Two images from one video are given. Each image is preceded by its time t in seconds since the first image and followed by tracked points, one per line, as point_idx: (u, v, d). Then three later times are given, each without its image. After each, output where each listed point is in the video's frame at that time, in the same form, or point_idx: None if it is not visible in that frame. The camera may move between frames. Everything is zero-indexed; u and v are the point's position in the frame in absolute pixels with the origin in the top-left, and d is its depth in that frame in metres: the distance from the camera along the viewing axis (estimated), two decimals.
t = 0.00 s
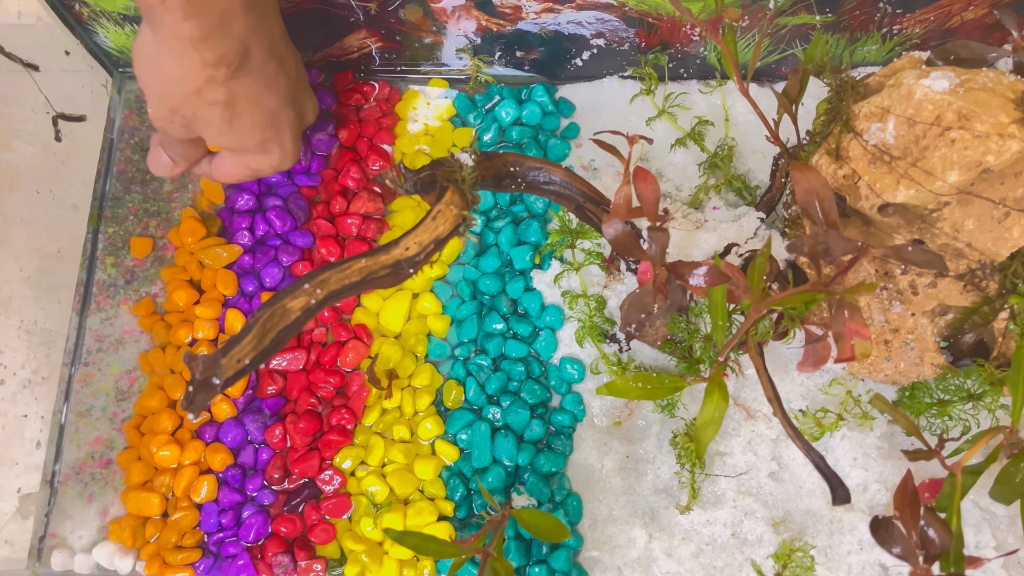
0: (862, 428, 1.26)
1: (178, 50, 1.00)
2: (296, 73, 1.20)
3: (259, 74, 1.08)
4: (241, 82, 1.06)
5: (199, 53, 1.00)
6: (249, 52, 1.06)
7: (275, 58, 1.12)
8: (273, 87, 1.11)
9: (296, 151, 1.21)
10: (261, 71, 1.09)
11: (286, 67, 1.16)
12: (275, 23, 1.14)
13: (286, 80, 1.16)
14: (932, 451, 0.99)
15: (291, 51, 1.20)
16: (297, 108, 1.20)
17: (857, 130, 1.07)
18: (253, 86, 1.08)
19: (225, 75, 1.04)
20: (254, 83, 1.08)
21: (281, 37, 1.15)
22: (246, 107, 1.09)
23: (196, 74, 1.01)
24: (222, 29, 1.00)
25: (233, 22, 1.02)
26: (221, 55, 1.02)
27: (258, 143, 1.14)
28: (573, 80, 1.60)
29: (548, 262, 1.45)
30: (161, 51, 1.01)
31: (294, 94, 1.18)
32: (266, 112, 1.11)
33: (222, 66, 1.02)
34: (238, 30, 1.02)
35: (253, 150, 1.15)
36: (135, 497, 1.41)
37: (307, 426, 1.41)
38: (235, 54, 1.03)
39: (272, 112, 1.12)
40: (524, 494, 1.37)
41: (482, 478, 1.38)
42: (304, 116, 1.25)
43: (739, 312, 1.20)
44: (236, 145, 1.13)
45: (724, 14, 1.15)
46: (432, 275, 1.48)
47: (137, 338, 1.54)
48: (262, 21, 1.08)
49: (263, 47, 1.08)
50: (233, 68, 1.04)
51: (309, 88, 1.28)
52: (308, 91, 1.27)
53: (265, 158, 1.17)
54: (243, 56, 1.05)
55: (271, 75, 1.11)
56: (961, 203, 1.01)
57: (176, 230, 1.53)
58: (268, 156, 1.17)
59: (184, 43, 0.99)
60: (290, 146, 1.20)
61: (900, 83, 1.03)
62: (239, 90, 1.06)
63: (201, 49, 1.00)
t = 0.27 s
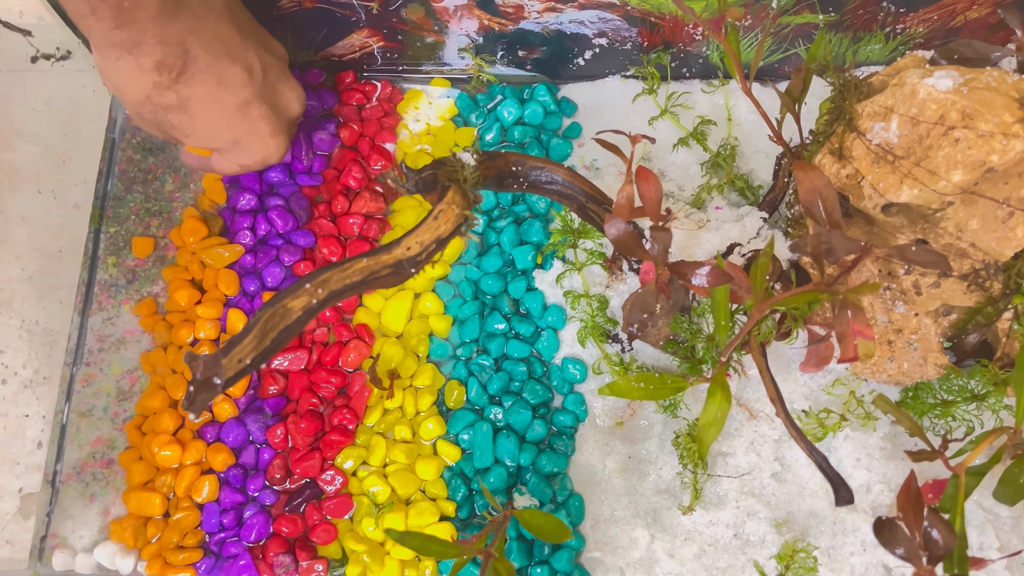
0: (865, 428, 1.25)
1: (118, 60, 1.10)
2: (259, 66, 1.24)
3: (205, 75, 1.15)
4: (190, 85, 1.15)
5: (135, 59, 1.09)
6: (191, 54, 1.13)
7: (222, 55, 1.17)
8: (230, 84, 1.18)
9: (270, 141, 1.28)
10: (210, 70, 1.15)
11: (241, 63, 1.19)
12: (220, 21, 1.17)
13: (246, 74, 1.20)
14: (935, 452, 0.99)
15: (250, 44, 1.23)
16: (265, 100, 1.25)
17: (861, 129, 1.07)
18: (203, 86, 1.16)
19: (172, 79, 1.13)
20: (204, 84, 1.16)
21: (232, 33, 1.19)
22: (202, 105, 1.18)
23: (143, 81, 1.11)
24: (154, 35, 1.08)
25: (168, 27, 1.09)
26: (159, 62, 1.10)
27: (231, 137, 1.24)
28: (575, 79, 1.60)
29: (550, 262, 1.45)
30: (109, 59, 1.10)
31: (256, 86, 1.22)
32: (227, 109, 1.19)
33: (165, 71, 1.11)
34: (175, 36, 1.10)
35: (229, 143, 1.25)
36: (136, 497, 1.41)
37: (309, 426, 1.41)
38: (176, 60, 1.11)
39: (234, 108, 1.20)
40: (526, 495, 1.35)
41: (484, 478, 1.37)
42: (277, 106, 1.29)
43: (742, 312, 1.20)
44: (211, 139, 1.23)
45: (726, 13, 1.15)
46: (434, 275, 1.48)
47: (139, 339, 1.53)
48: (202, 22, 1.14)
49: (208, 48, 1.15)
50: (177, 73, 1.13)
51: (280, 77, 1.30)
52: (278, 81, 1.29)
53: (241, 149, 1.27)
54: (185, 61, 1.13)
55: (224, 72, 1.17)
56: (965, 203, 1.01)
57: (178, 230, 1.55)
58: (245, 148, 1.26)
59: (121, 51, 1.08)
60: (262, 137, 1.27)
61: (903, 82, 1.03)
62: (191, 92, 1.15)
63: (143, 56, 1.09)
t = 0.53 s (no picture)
0: (868, 429, 1.25)
1: (103, 56, 1.12)
2: (252, 78, 1.22)
3: (190, 81, 1.15)
4: (173, 87, 1.16)
5: (121, 58, 1.11)
6: (176, 59, 1.13)
7: (212, 64, 1.16)
8: (217, 91, 1.18)
9: (254, 149, 1.29)
10: (195, 76, 1.15)
11: (232, 73, 1.18)
12: (214, 32, 1.14)
13: (239, 85, 1.19)
14: (938, 452, 0.99)
15: (247, 54, 1.20)
16: (254, 111, 1.25)
17: (863, 130, 1.07)
18: (188, 88, 1.16)
19: (155, 79, 1.14)
20: (189, 88, 1.16)
21: (227, 44, 1.16)
22: (185, 107, 1.19)
23: (126, 78, 1.13)
24: (138, 38, 1.09)
25: (156, 30, 1.09)
26: (142, 62, 1.12)
27: (216, 138, 1.26)
28: (579, 80, 1.60)
29: (553, 262, 1.45)
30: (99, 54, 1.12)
31: (245, 98, 1.21)
32: (211, 115, 1.20)
33: (147, 71, 1.13)
34: (159, 40, 1.10)
35: (214, 143, 1.27)
36: (140, 496, 1.42)
37: (312, 426, 1.41)
38: (158, 61, 1.12)
39: (218, 115, 1.21)
40: (529, 495, 1.35)
41: (487, 478, 1.38)
42: (267, 117, 1.28)
43: (745, 312, 1.20)
44: (197, 137, 1.26)
45: (729, 14, 1.15)
46: (437, 276, 1.49)
47: (143, 338, 1.54)
48: (192, 31, 1.12)
49: (195, 55, 1.14)
50: (161, 75, 1.14)
51: (277, 88, 1.27)
52: (274, 92, 1.27)
53: (226, 151, 1.29)
54: (169, 64, 1.13)
55: (213, 80, 1.17)
56: (967, 203, 1.01)
57: (181, 231, 1.55)
58: (229, 150, 1.29)
59: (106, 49, 1.11)
60: (247, 144, 1.28)
61: (906, 83, 1.03)
62: (175, 94, 1.17)
63: (127, 55, 1.11)
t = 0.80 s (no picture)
0: (868, 428, 1.26)
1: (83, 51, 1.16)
2: (234, 86, 1.22)
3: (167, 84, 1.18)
4: (151, 88, 1.19)
5: (99, 56, 1.16)
6: (153, 63, 1.17)
7: (191, 70, 1.19)
8: (197, 95, 1.21)
9: (232, 154, 1.30)
10: (173, 79, 1.19)
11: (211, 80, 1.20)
12: (192, 40, 1.16)
13: (219, 92, 1.21)
14: (938, 450, 0.99)
15: (231, 62, 1.21)
16: (234, 118, 1.26)
17: (864, 130, 1.08)
18: (167, 89, 1.20)
19: (133, 78, 1.18)
20: (168, 90, 1.20)
21: (207, 52, 1.18)
22: (165, 107, 1.22)
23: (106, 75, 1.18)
24: (114, 40, 1.13)
25: (132, 33, 1.13)
26: (121, 62, 1.16)
27: (196, 139, 1.28)
28: (581, 80, 1.61)
29: (555, 262, 1.46)
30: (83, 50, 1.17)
31: (225, 104, 1.23)
32: (190, 116, 1.23)
33: (125, 71, 1.17)
34: (134, 44, 1.14)
35: (195, 143, 1.29)
36: (144, 494, 1.43)
37: (316, 424, 1.43)
38: (135, 63, 1.16)
39: (197, 118, 1.23)
40: (531, 493, 1.37)
41: (489, 476, 1.38)
42: (248, 124, 1.29)
43: (747, 312, 1.21)
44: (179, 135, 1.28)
45: (731, 15, 1.16)
46: (440, 275, 1.49)
47: (147, 337, 1.55)
48: (170, 39, 1.15)
49: (171, 60, 1.17)
50: (138, 76, 1.18)
51: (260, 97, 1.27)
52: (257, 101, 1.27)
53: (207, 153, 1.31)
54: (146, 66, 1.17)
55: (192, 85, 1.19)
56: (968, 203, 1.01)
57: (186, 230, 1.56)
58: (208, 153, 1.30)
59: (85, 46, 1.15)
60: (225, 148, 1.29)
61: (907, 83, 1.03)
62: (154, 95, 1.20)
63: (104, 54, 1.15)
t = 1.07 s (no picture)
0: (868, 425, 1.26)
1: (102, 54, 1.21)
2: (250, 84, 1.25)
3: (184, 84, 1.22)
4: (169, 89, 1.24)
5: (117, 58, 1.20)
6: (169, 63, 1.21)
7: (207, 70, 1.22)
8: (213, 94, 1.24)
9: (251, 151, 1.34)
10: (189, 79, 1.23)
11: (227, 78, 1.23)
12: (207, 39, 1.20)
13: (235, 90, 1.25)
14: (937, 446, 0.99)
15: (246, 60, 1.24)
16: (251, 116, 1.29)
17: (864, 129, 1.08)
18: (183, 90, 1.24)
19: (151, 80, 1.23)
20: (185, 90, 1.23)
21: (222, 51, 1.21)
22: (182, 106, 1.26)
23: (124, 77, 1.22)
24: (132, 41, 1.18)
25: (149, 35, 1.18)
26: (138, 63, 1.20)
27: (215, 138, 1.32)
28: (582, 80, 1.62)
29: (557, 260, 1.47)
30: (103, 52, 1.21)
31: (242, 102, 1.26)
32: (207, 116, 1.27)
33: (143, 73, 1.21)
34: (151, 44, 1.18)
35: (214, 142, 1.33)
36: (148, 491, 1.43)
37: (319, 421, 1.44)
38: (152, 64, 1.20)
39: (215, 117, 1.27)
40: (533, 490, 1.38)
41: (491, 474, 1.39)
42: (266, 121, 1.32)
43: (747, 309, 1.22)
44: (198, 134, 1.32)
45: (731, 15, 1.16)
46: (442, 273, 1.50)
47: (151, 335, 1.56)
48: (186, 39, 1.19)
49: (188, 61, 1.21)
50: (156, 76, 1.22)
51: (277, 94, 1.30)
52: (274, 98, 1.30)
53: (226, 151, 1.35)
54: (163, 67, 1.21)
55: (208, 84, 1.23)
56: (967, 201, 1.02)
57: (189, 228, 1.56)
58: (228, 151, 1.34)
59: (103, 48, 1.19)
60: (244, 146, 1.33)
61: (906, 82, 1.04)
62: (172, 95, 1.24)
63: (122, 56, 1.19)
